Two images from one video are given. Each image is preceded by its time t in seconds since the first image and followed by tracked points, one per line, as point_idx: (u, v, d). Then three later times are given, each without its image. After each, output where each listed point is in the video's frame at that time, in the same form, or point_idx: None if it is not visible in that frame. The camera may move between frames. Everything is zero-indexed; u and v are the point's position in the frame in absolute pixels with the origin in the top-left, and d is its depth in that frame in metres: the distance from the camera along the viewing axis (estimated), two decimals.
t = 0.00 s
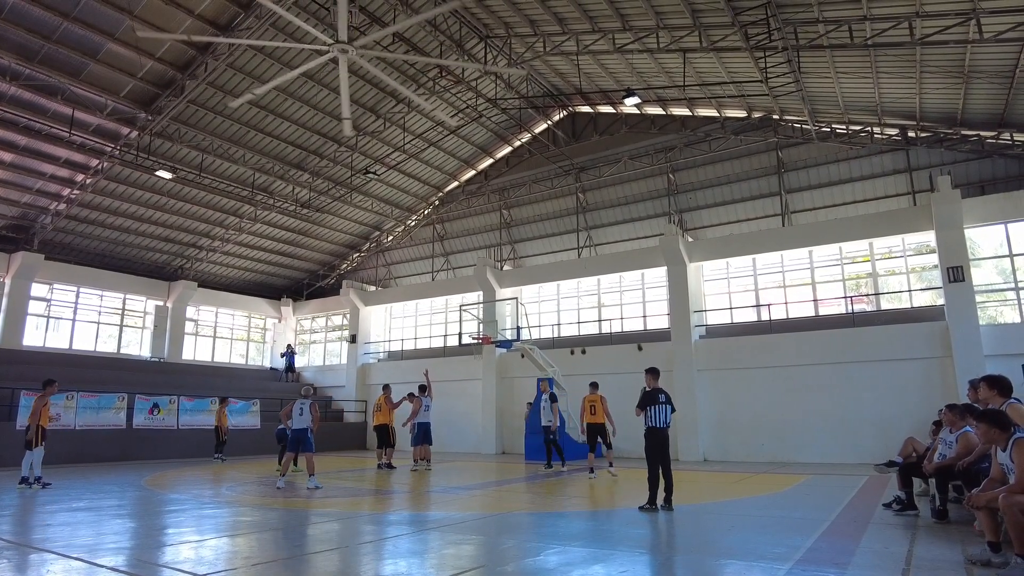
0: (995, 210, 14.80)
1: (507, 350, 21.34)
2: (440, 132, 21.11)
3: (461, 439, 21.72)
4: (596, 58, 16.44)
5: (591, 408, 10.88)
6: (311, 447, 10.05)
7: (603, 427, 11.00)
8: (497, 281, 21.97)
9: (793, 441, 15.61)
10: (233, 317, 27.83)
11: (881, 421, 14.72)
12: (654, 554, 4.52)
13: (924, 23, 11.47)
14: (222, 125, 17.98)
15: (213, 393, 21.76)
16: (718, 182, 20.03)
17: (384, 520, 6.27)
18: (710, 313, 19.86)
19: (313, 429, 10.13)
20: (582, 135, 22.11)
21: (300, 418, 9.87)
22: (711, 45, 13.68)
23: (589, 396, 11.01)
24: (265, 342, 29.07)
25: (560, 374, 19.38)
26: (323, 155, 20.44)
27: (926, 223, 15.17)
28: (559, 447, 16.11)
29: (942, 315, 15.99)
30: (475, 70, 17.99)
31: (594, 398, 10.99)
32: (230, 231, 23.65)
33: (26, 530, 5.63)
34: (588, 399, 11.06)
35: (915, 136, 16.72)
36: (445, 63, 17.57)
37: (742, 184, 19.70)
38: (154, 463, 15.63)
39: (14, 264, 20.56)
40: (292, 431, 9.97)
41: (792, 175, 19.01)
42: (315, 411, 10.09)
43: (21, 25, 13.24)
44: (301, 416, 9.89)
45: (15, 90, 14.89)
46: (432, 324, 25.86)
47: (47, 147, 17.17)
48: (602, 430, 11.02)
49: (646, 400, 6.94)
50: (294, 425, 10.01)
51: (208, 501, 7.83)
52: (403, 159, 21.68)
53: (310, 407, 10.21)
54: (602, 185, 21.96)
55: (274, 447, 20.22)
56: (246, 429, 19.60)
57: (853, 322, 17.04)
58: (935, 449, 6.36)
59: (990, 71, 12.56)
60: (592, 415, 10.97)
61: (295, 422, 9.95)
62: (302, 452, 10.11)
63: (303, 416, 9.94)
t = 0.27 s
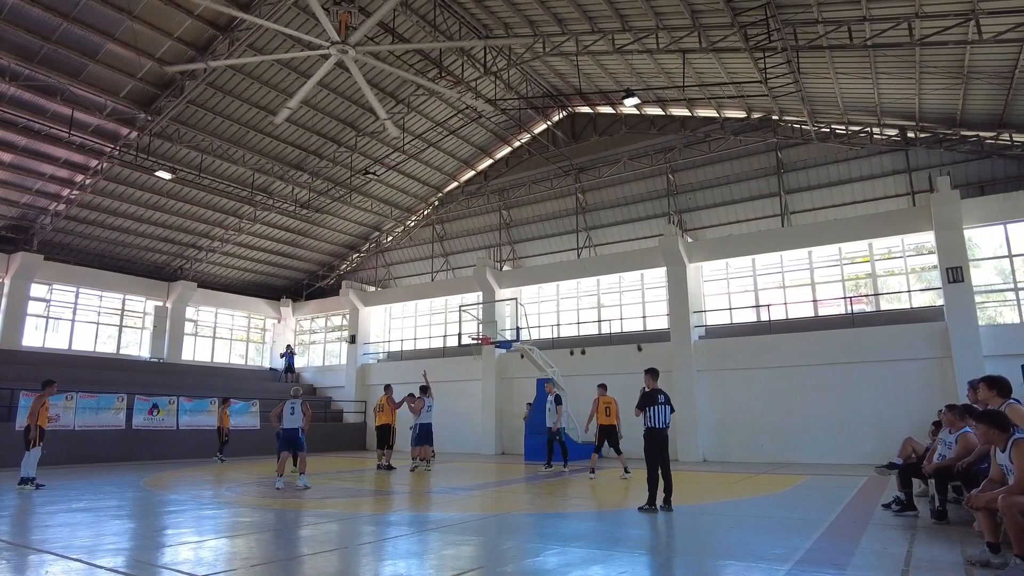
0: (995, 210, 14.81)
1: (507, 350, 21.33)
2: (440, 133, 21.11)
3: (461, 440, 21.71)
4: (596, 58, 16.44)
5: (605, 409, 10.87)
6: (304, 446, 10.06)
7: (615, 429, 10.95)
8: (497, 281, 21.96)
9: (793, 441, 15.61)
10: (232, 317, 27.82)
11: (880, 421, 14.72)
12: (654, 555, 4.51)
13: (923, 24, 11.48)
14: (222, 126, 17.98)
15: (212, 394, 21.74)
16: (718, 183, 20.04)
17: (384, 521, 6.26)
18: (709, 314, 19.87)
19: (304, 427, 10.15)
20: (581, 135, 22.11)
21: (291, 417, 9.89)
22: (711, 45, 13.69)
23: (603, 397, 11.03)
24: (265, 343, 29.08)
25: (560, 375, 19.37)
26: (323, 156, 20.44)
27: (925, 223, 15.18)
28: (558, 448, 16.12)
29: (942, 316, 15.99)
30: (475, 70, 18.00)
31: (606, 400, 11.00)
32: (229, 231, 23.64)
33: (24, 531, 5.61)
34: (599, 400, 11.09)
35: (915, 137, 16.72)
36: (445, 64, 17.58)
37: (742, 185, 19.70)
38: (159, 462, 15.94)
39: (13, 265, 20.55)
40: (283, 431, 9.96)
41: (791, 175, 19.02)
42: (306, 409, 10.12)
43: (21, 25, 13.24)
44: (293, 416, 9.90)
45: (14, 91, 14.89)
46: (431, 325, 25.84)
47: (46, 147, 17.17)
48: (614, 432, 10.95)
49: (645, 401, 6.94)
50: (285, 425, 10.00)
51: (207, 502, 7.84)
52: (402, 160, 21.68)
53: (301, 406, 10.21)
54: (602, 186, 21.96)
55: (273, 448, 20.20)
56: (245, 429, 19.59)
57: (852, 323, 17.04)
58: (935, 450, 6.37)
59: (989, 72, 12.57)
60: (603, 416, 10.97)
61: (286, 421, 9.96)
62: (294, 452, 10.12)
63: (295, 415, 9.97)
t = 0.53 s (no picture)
0: (994, 211, 14.81)
1: (506, 351, 21.32)
2: (440, 133, 21.12)
3: (460, 440, 21.71)
4: (595, 59, 16.44)
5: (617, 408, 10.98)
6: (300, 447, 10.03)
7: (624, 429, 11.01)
8: (497, 282, 21.96)
9: (793, 441, 15.62)
10: (232, 318, 27.81)
11: (880, 421, 14.73)
12: (653, 555, 4.51)
13: (923, 25, 11.48)
14: (221, 126, 17.98)
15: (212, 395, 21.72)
16: (717, 183, 20.05)
17: (384, 522, 6.26)
18: (709, 314, 19.88)
19: (302, 428, 10.13)
20: (581, 136, 22.11)
21: (290, 418, 9.88)
22: (710, 46, 13.70)
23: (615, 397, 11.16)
24: (264, 343, 29.08)
25: (560, 375, 19.37)
26: (322, 156, 20.44)
27: (925, 224, 15.19)
28: (558, 448, 16.13)
29: (941, 316, 15.99)
30: (474, 71, 18.00)
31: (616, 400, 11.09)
32: (229, 232, 23.63)
33: (22, 532, 5.58)
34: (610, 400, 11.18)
35: (914, 137, 16.73)
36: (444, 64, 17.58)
37: (741, 185, 19.71)
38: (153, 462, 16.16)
39: (12, 265, 20.54)
40: (281, 431, 9.94)
41: (791, 176, 19.03)
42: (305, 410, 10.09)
43: (20, 26, 13.24)
44: (292, 416, 9.90)
45: (14, 91, 14.89)
46: (431, 325, 25.83)
47: (46, 147, 17.15)
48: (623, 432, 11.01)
49: (645, 401, 6.94)
50: (283, 425, 9.98)
51: (207, 503, 7.84)
52: (402, 160, 21.68)
53: (301, 407, 10.21)
54: (601, 187, 21.97)
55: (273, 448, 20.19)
56: (245, 430, 19.58)
57: (851, 323, 17.05)
58: (934, 451, 6.37)
59: (988, 73, 12.59)
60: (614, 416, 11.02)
61: (285, 421, 9.95)
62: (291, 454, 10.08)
63: (294, 415, 9.96)
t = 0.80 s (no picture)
0: (994, 211, 14.81)
1: (505, 352, 21.32)
2: (439, 134, 21.11)
3: (460, 441, 21.70)
4: (595, 59, 16.44)
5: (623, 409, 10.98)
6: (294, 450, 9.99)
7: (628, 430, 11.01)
8: (496, 282, 21.95)
9: (793, 441, 15.62)
10: (231, 318, 27.81)
11: (880, 422, 14.73)
12: (653, 556, 4.51)
13: (922, 25, 11.49)
14: (221, 127, 17.98)
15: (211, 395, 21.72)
16: (716, 184, 20.06)
17: (384, 522, 6.27)
18: (709, 315, 19.89)
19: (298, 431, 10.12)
20: (580, 136, 22.12)
21: (287, 419, 9.87)
22: (710, 46, 13.70)
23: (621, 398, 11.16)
24: (264, 344, 29.08)
25: (559, 376, 19.37)
26: (322, 157, 20.44)
27: (924, 224, 15.20)
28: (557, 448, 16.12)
29: (941, 317, 15.99)
30: (474, 71, 17.99)
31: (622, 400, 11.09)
32: (228, 232, 23.62)
33: (22, 533, 5.58)
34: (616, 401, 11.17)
35: (913, 138, 16.74)
36: (444, 64, 17.59)
37: (741, 186, 19.72)
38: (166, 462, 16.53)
39: (12, 266, 20.55)
40: (277, 432, 9.91)
41: (790, 176, 19.03)
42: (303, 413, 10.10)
43: (19, 26, 13.24)
44: (290, 417, 9.90)
45: (13, 92, 14.89)
46: (430, 326, 25.84)
47: (45, 148, 17.15)
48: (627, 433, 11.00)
49: (644, 402, 6.94)
50: (280, 426, 9.97)
51: (207, 503, 7.85)
52: (401, 161, 21.67)
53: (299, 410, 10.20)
54: (601, 187, 21.98)
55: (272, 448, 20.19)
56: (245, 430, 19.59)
57: (851, 324, 17.06)
58: (934, 451, 6.38)
59: (988, 73, 12.60)
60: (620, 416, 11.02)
61: (281, 422, 9.92)
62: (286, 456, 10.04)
63: (291, 417, 9.94)
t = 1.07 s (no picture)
0: (994, 212, 14.81)
1: (505, 352, 21.32)
2: (439, 134, 21.11)
3: (460, 441, 21.69)
4: (595, 60, 16.45)
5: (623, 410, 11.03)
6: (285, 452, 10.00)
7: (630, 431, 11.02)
8: (496, 282, 21.94)
9: (792, 441, 15.62)
10: (231, 319, 27.80)
11: (879, 422, 14.73)
12: (653, 556, 4.52)
13: (921, 26, 11.50)
14: (220, 127, 17.97)
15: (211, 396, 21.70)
16: (716, 184, 20.07)
17: (384, 522, 6.27)
18: (708, 315, 19.89)
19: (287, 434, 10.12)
20: (580, 137, 22.13)
21: (277, 422, 9.87)
22: (709, 47, 13.71)
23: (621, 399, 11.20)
24: (263, 344, 29.07)
25: (559, 376, 19.37)
26: (321, 157, 20.44)
27: (924, 224, 15.21)
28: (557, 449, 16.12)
29: (940, 317, 15.99)
30: (473, 71, 17.99)
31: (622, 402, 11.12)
32: (228, 232, 23.61)
33: (21, 533, 5.57)
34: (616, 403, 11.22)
35: (913, 138, 16.75)
36: (443, 65, 17.59)
37: (740, 186, 19.73)
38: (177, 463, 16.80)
39: (11, 266, 20.54)
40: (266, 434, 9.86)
41: (790, 177, 19.04)
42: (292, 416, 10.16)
43: (18, 26, 13.24)
44: (280, 420, 9.91)
45: (13, 92, 14.88)
46: (430, 326, 25.84)
47: (44, 148, 17.13)
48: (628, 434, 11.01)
49: (644, 402, 6.94)
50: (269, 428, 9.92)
51: (207, 503, 7.85)
52: (401, 161, 21.66)
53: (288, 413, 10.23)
54: (600, 187, 21.98)
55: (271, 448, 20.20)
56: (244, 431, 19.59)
57: (850, 324, 17.07)
58: (933, 451, 6.38)
59: (987, 73, 12.60)
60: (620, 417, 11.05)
61: (270, 425, 9.89)
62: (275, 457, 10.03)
63: (280, 420, 9.95)
